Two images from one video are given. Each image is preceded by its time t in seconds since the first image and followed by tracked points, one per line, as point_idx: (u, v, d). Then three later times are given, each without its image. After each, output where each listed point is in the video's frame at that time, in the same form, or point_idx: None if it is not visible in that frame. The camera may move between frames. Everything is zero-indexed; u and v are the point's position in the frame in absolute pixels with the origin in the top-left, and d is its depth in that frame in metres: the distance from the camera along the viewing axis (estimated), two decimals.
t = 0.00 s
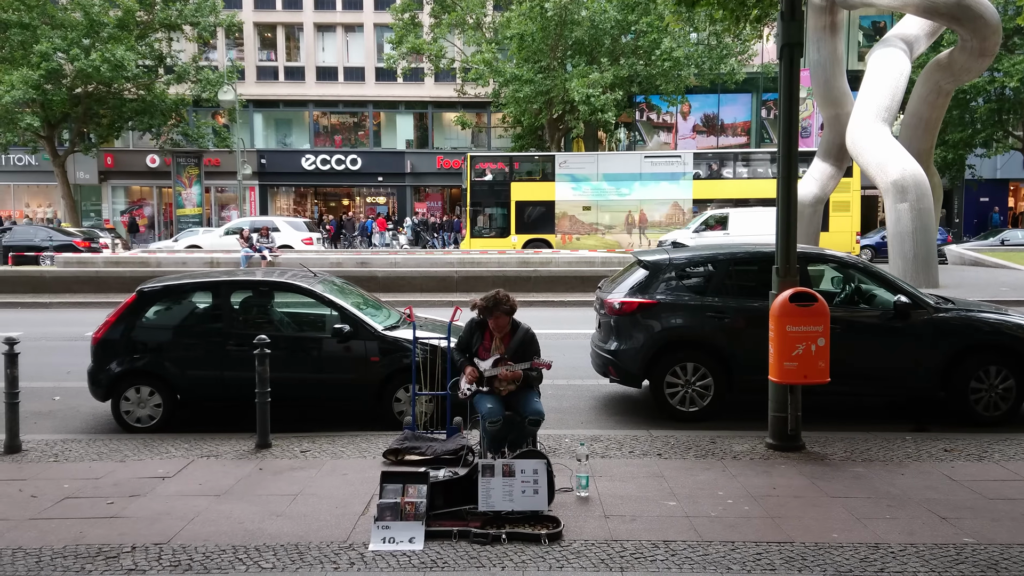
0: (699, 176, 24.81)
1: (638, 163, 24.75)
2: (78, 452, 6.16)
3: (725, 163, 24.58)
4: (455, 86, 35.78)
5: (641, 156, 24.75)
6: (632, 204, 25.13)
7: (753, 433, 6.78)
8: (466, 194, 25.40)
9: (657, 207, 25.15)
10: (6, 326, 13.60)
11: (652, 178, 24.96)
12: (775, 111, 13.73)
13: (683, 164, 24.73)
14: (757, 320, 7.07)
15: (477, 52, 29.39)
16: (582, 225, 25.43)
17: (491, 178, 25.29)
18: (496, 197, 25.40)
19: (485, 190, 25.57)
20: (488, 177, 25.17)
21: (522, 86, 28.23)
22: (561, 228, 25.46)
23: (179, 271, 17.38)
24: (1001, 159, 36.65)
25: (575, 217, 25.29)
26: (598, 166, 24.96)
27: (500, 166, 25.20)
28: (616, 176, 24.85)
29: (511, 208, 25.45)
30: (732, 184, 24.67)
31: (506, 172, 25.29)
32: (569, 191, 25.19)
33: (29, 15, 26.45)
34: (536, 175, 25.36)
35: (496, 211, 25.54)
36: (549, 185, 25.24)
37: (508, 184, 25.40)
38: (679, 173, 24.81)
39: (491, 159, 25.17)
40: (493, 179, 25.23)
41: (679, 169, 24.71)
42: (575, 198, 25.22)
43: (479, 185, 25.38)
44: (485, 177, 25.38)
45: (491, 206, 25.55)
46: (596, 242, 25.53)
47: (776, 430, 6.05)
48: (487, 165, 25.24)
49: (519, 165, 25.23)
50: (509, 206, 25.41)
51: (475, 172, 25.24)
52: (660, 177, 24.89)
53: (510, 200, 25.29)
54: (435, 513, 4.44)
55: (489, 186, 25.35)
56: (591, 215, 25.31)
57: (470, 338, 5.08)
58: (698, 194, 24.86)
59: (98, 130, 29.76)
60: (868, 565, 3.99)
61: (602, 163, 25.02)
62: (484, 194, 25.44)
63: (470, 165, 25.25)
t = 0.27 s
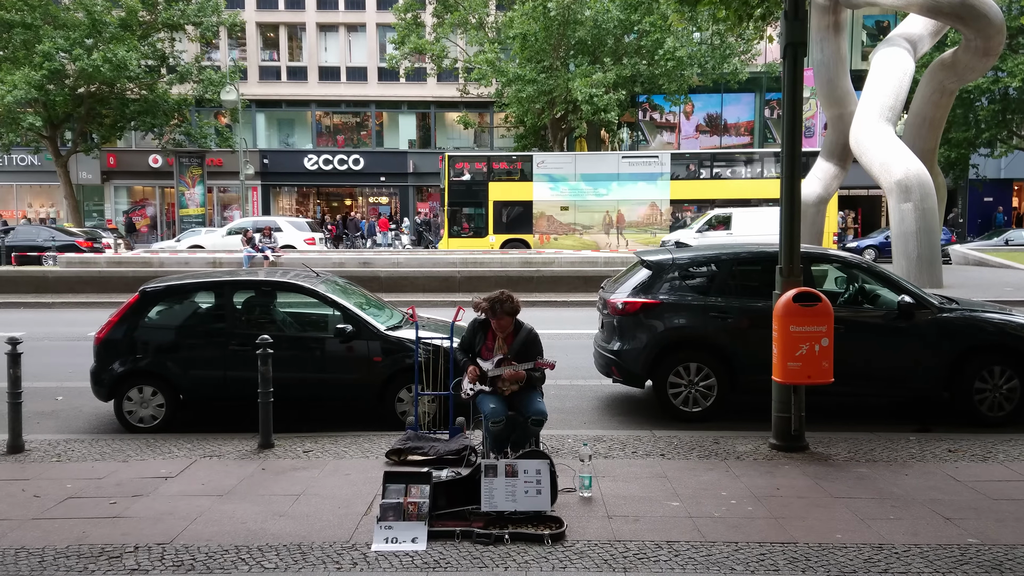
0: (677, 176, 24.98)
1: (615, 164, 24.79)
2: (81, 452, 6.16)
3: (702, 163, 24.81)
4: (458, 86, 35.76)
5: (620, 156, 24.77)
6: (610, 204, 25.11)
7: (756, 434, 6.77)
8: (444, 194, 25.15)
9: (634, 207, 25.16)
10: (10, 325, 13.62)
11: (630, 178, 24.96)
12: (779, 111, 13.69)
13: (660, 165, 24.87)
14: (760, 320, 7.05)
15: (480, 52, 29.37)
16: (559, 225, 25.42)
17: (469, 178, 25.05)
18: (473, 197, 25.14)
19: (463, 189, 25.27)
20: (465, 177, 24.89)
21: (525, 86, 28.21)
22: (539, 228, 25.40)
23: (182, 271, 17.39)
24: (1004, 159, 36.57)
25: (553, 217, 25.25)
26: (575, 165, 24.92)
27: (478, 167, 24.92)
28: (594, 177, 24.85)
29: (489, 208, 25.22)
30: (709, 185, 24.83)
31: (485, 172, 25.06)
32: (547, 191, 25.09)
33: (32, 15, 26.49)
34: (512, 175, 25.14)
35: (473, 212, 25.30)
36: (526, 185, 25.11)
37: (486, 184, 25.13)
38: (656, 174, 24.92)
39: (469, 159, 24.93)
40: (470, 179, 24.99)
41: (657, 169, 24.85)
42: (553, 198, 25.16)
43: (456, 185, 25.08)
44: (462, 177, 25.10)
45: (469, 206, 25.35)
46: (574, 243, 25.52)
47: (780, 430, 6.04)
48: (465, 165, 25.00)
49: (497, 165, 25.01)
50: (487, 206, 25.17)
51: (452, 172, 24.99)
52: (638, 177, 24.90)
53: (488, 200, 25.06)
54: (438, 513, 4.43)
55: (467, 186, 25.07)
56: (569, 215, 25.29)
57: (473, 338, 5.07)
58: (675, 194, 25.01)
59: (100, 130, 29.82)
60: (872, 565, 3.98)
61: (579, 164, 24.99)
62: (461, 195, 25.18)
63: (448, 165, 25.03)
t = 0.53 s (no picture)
0: (653, 177, 25.28)
1: (593, 164, 24.87)
2: (84, 451, 6.18)
3: (680, 164, 25.17)
4: (460, 86, 35.79)
5: (597, 156, 24.87)
6: (588, 204, 25.19)
7: (758, 433, 6.77)
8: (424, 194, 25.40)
9: (612, 207, 25.27)
10: (14, 325, 13.66)
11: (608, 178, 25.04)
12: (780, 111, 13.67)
13: (638, 165, 25.07)
14: (762, 320, 7.05)
15: (482, 52, 29.39)
16: (538, 225, 25.51)
17: (447, 179, 25.27)
18: (452, 197, 25.36)
19: (442, 189, 25.53)
20: (443, 177, 25.11)
21: (527, 86, 28.20)
22: (517, 228, 25.48)
23: (185, 270, 17.40)
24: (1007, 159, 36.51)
25: (532, 217, 25.31)
26: (553, 166, 24.89)
27: (457, 166, 25.11)
28: (573, 177, 24.83)
29: (468, 208, 25.43)
30: (686, 185, 25.28)
31: (464, 172, 25.23)
32: (525, 191, 25.18)
33: (35, 15, 26.55)
34: (490, 175, 25.26)
35: (453, 212, 25.49)
36: (504, 185, 25.23)
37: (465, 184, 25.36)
38: (634, 174, 25.17)
39: (448, 159, 25.11)
40: (449, 179, 25.20)
41: (635, 169, 25.06)
42: (532, 199, 25.22)
43: (434, 185, 25.28)
44: (441, 177, 25.33)
45: (449, 206, 25.54)
46: (552, 243, 25.63)
47: (782, 429, 6.04)
48: (444, 165, 25.17)
49: (475, 165, 25.15)
50: (465, 206, 25.38)
51: (431, 172, 25.16)
52: (615, 177, 25.00)
53: (468, 200, 25.25)
54: (439, 513, 4.44)
55: (444, 186, 25.33)
56: (548, 216, 25.34)
57: (474, 338, 5.08)
58: (652, 194, 25.33)
59: (104, 130, 29.90)
60: (873, 565, 3.97)
61: (558, 164, 24.95)
62: (440, 194, 25.40)
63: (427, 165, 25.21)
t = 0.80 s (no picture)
0: (634, 176, 25.42)
1: (573, 164, 24.78)
2: (87, 450, 6.19)
3: (660, 164, 25.25)
4: (462, 86, 35.79)
5: (577, 157, 24.82)
6: (568, 203, 25.03)
7: (760, 433, 6.76)
8: (403, 195, 25.31)
9: (591, 207, 25.11)
10: (17, 324, 13.69)
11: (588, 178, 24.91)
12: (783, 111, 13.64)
13: (617, 165, 24.98)
14: (765, 319, 7.05)
15: (484, 52, 29.38)
16: (519, 225, 25.32)
17: (428, 178, 25.24)
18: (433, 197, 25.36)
19: (423, 190, 25.40)
20: (423, 176, 25.05)
21: (530, 85, 28.17)
22: (498, 228, 25.40)
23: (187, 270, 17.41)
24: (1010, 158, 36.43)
25: (512, 217, 25.20)
26: (534, 166, 24.88)
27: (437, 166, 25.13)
28: (553, 177, 24.79)
29: (448, 208, 25.41)
30: (664, 186, 25.40)
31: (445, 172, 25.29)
32: (506, 190, 25.14)
33: (38, 15, 26.56)
34: (470, 175, 25.33)
35: (432, 211, 25.54)
36: (485, 185, 25.31)
37: (445, 184, 25.37)
38: (614, 174, 25.02)
39: (429, 159, 25.21)
40: (429, 179, 25.18)
41: (613, 170, 24.93)
42: (512, 198, 25.18)
43: (416, 185, 25.27)
44: (422, 177, 25.27)
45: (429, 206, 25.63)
46: (532, 243, 25.42)
47: (784, 429, 6.03)
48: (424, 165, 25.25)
49: (455, 165, 25.24)
50: (446, 206, 25.36)
51: (411, 172, 25.17)
52: (595, 177, 24.90)
53: (448, 200, 25.26)
54: (442, 512, 4.44)
55: (426, 186, 25.23)
56: (528, 215, 25.25)
57: (477, 338, 5.07)
58: (631, 194, 25.35)
59: (106, 130, 29.95)
60: (876, 564, 3.97)
61: (538, 164, 24.96)
62: (421, 195, 25.35)
63: (407, 165, 25.14)
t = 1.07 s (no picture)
0: (614, 177, 25.31)
1: (553, 165, 24.90)
2: (89, 450, 6.19)
3: (641, 165, 25.18)
4: (464, 86, 35.80)
5: (557, 157, 24.91)
6: (548, 204, 25.21)
7: (761, 433, 6.76)
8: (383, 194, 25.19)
9: (571, 207, 25.31)
10: (20, 324, 13.71)
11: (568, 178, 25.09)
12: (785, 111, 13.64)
13: (596, 166, 25.07)
14: (766, 319, 7.04)
15: (485, 52, 29.37)
16: (499, 225, 25.43)
17: (409, 178, 25.16)
18: (412, 197, 25.22)
19: (402, 189, 25.34)
20: (404, 177, 24.95)
21: (531, 85, 28.19)
22: (478, 228, 25.39)
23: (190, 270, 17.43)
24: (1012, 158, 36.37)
25: (492, 217, 25.26)
26: (513, 166, 24.85)
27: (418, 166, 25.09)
28: (533, 177, 24.86)
29: (427, 208, 25.31)
30: (644, 185, 25.31)
31: (426, 172, 25.24)
32: (486, 191, 25.12)
33: (40, 16, 26.58)
34: (451, 175, 25.25)
35: (412, 211, 25.35)
36: (465, 185, 25.18)
37: (426, 184, 25.29)
38: (593, 175, 25.16)
39: (409, 159, 25.03)
40: (410, 179, 25.13)
41: (593, 170, 25.03)
42: (492, 199, 25.19)
43: (395, 184, 25.11)
44: (402, 177, 25.18)
45: (408, 206, 25.46)
46: (513, 243, 25.47)
47: (786, 429, 6.02)
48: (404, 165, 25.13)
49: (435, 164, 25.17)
50: (425, 206, 25.25)
51: (391, 172, 25.07)
52: (575, 177, 25.05)
53: (428, 200, 25.15)
54: (443, 512, 4.44)
55: (405, 186, 25.15)
56: (508, 216, 25.27)
57: (478, 338, 5.07)
58: (610, 194, 25.34)
59: (109, 131, 30.00)
60: (879, 565, 3.96)
61: (518, 164, 24.95)
62: (401, 194, 25.22)
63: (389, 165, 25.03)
